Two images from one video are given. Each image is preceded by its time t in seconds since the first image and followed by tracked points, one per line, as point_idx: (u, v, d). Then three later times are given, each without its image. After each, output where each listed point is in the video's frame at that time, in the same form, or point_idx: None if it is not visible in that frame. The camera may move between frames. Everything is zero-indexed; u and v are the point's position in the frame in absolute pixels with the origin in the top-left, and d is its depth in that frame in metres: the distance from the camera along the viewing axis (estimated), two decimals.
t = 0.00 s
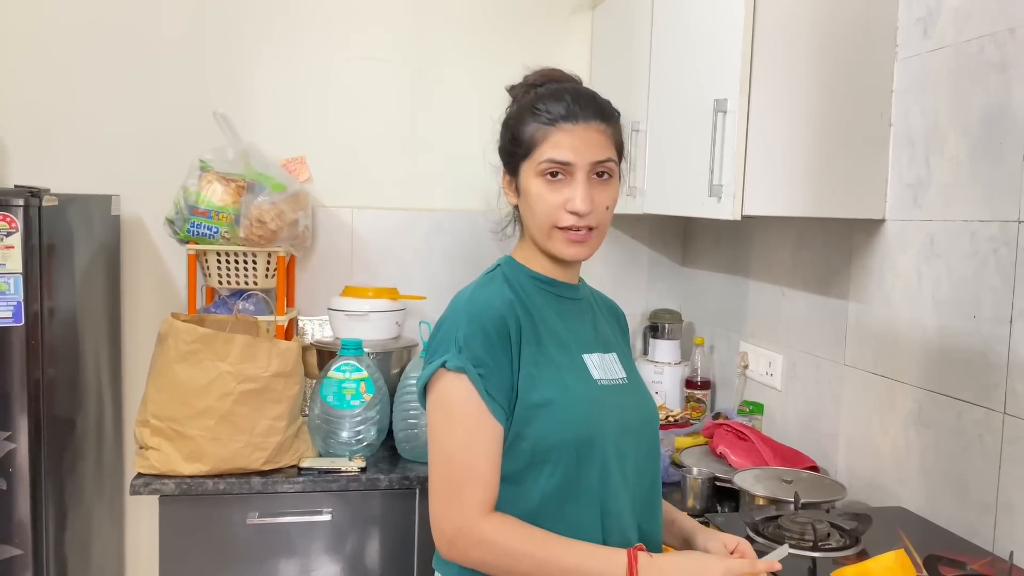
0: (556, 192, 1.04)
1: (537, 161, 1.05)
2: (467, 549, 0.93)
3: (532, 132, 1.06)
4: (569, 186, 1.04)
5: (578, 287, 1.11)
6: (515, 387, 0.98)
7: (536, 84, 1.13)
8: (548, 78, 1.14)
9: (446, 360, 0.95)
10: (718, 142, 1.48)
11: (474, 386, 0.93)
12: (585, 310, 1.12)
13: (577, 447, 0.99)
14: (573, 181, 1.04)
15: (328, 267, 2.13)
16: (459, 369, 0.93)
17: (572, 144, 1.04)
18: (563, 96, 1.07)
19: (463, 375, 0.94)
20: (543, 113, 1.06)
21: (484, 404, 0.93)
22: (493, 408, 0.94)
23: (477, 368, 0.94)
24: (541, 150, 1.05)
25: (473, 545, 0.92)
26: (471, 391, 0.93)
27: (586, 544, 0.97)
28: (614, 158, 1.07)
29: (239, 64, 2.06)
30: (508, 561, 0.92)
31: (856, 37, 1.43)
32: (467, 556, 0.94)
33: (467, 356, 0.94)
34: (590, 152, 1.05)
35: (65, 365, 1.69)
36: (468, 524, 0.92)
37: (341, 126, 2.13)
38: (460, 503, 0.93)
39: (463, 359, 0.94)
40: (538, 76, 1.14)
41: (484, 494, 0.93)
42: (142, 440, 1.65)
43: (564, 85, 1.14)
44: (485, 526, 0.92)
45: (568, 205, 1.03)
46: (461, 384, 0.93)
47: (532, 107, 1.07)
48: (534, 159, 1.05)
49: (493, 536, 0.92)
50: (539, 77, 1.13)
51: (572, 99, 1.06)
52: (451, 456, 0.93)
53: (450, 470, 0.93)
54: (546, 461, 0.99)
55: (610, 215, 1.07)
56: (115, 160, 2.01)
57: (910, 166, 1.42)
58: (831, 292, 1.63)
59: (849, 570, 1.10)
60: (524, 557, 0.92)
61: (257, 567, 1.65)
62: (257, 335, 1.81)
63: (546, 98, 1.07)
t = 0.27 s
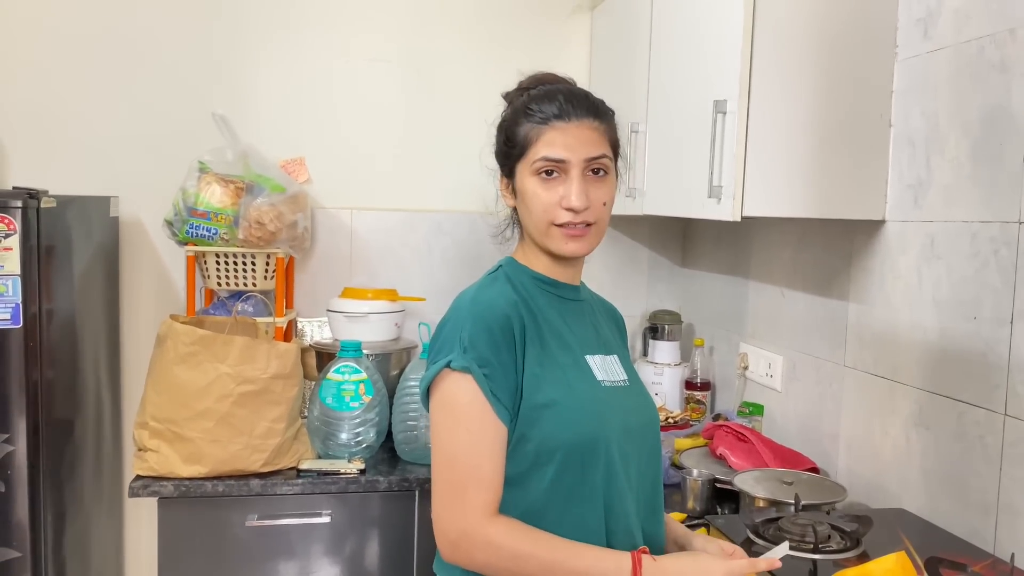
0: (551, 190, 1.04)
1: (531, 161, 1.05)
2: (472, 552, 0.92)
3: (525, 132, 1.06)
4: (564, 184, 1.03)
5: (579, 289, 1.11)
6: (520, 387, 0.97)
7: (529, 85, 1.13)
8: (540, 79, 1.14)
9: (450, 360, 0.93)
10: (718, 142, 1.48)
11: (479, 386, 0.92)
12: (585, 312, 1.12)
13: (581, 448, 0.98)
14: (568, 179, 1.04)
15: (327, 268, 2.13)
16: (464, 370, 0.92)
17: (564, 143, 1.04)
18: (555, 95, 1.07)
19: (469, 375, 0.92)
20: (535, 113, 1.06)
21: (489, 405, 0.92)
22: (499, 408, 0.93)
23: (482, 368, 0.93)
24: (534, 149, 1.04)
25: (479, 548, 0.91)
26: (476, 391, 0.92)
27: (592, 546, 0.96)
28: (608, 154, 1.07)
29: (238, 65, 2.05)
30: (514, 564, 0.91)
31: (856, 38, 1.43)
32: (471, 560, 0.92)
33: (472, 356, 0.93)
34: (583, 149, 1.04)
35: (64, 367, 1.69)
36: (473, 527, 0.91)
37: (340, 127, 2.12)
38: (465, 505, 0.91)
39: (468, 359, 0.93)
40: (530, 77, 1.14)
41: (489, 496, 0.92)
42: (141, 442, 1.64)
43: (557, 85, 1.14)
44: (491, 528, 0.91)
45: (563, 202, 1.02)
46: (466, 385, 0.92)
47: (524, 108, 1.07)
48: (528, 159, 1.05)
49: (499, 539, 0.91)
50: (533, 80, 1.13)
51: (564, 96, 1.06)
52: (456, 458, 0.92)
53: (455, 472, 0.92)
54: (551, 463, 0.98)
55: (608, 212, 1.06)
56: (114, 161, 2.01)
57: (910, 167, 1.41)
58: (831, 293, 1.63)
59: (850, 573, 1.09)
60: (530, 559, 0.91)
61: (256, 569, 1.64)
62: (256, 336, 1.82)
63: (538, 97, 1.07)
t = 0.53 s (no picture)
0: (557, 190, 1.04)
1: (536, 160, 1.05)
2: (474, 553, 0.92)
3: (531, 131, 1.06)
4: (570, 184, 1.04)
5: (581, 290, 1.12)
6: (523, 388, 0.97)
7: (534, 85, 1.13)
8: (545, 79, 1.14)
9: (454, 360, 0.93)
10: (714, 142, 1.48)
11: (483, 387, 0.92)
12: (587, 313, 1.13)
13: (583, 450, 0.98)
14: (574, 179, 1.04)
15: (324, 269, 2.13)
16: (468, 370, 0.92)
17: (571, 142, 1.04)
18: (562, 94, 1.07)
19: (473, 376, 0.92)
20: (541, 112, 1.06)
21: (493, 406, 0.92)
22: (502, 409, 0.93)
23: (486, 369, 0.93)
24: (540, 149, 1.04)
25: (481, 549, 0.91)
26: (479, 392, 0.92)
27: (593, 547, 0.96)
28: (614, 154, 1.07)
29: (235, 65, 2.05)
30: (516, 565, 0.91)
31: (852, 38, 1.43)
32: (474, 561, 0.92)
33: (476, 357, 0.93)
34: (589, 148, 1.04)
35: (60, 368, 1.69)
36: (476, 528, 0.91)
37: (337, 127, 2.12)
38: (467, 506, 0.91)
39: (472, 360, 0.93)
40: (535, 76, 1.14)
41: (491, 498, 0.92)
42: (137, 443, 1.64)
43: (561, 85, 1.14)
44: (493, 530, 0.91)
45: (570, 202, 1.02)
46: (470, 386, 0.92)
47: (530, 107, 1.07)
48: (534, 158, 1.05)
49: (501, 541, 0.91)
50: (538, 80, 1.13)
51: (570, 96, 1.06)
52: (459, 459, 0.91)
53: (457, 473, 0.92)
54: (554, 464, 0.98)
55: (613, 212, 1.06)
56: (110, 162, 2.00)
57: (906, 167, 1.42)
58: (827, 293, 1.63)
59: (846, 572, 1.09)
60: (532, 561, 0.92)
61: (253, 570, 1.64)
62: (251, 336, 1.83)
63: (544, 97, 1.07)
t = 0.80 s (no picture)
0: (571, 189, 1.03)
1: (551, 157, 1.04)
2: (472, 553, 0.91)
3: (546, 128, 1.05)
4: (585, 183, 1.03)
5: (584, 292, 1.12)
6: (526, 388, 0.97)
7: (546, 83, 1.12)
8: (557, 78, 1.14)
9: (458, 357, 0.93)
10: (708, 141, 1.48)
11: (486, 385, 0.91)
12: (589, 314, 1.12)
13: (584, 452, 0.98)
14: (588, 178, 1.04)
15: (319, 268, 2.13)
16: (472, 368, 0.91)
17: (587, 141, 1.03)
18: (578, 93, 1.07)
19: (476, 374, 0.92)
20: (558, 109, 1.06)
21: (495, 405, 0.92)
22: (504, 409, 0.92)
23: (490, 367, 0.93)
24: (555, 146, 1.04)
25: (479, 549, 0.90)
26: (483, 390, 0.91)
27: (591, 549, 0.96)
28: (627, 155, 1.07)
29: (229, 64, 2.05)
30: (514, 566, 0.91)
31: (845, 37, 1.43)
32: (472, 561, 0.91)
33: (480, 355, 0.93)
34: (605, 147, 1.04)
35: (54, 368, 1.68)
36: (475, 528, 0.90)
37: (331, 127, 2.12)
38: (466, 504, 0.91)
39: (476, 358, 0.92)
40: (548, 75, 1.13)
41: (490, 497, 0.91)
42: (131, 443, 1.64)
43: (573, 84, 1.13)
44: (491, 529, 0.90)
45: (584, 200, 1.02)
46: (474, 383, 0.92)
47: (544, 104, 1.07)
48: (548, 155, 1.04)
49: (501, 541, 0.90)
50: (549, 79, 1.13)
51: (586, 95, 1.06)
52: (460, 457, 0.91)
53: (457, 471, 0.91)
54: (554, 465, 0.98)
55: (624, 213, 1.06)
56: (104, 161, 2.00)
57: (898, 166, 1.42)
58: (820, 292, 1.63)
59: (839, 571, 1.09)
60: (530, 561, 0.91)
61: (248, 570, 1.64)
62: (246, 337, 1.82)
63: (559, 95, 1.07)
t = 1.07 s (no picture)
0: (574, 186, 1.03)
1: (553, 155, 1.04)
2: (466, 547, 0.90)
3: (548, 126, 1.05)
4: (587, 181, 1.03)
5: (581, 291, 1.12)
6: (524, 384, 0.97)
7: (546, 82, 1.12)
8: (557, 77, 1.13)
9: (458, 352, 0.93)
10: (698, 139, 1.48)
11: (485, 381, 0.91)
12: (586, 313, 1.13)
13: (579, 448, 0.99)
14: (591, 175, 1.03)
15: (311, 267, 2.12)
16: (471, 363, 0.91)
17: (589, 139, 1.03)
18: (580, 91, 1.07)
19: (475, 369, 0.92)
20: (560, 107, 1.05)
21: (494, 401, 0.92)
22: (502, 405, 0.92)
23: (489, 363, 0.93)
24: (558, 144, 1.04)
25: (473, 543, 0.90)
26: (482, 385, 0.91)
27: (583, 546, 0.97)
28: (628, 154, 1.08)
29: (219, 62, 2.04)
30: (507, 561, 0.91)
31: (835, 35, 1.43)
32: (464, 555, 0.91)
33: (480, 350, 0.93)
34: (607, 146, 1.04)
35: (44, 366, 1.68)
36: (470, 522, 0.90)
37: (323, 124, 2.12)
38: (461, 499, 0.90)
39: (476, 353, 0.92)
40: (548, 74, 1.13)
41: (486, 492, 0.91)
42: (122, 441, 1.63)
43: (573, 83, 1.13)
44: (486, 524, 0.90)
45: (587, 197, 1.02)
46: (473, 378, 0.91)
47: (546, 102, 1.07)
48: (550, 153, 1.04)
49: (495, 536, 0.90)
50: (549, 78, 1.13)
51: (587, 93, 1.06)
52: (457, 452, 0.90)
53: (453, 466, 0.91)
54: (549, 461, 0.98)
55: (625, 211, 1.06)
56: (94, 159, 1.99)
57: (888, 163, 1.42)
58: (811, 289, 1.64)
59: (828, 566, 1.10)
60: (523, 557, 0.91)
61: (240, 568, 1.64)
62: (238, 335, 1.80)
63: (561, 93, 1.07)
